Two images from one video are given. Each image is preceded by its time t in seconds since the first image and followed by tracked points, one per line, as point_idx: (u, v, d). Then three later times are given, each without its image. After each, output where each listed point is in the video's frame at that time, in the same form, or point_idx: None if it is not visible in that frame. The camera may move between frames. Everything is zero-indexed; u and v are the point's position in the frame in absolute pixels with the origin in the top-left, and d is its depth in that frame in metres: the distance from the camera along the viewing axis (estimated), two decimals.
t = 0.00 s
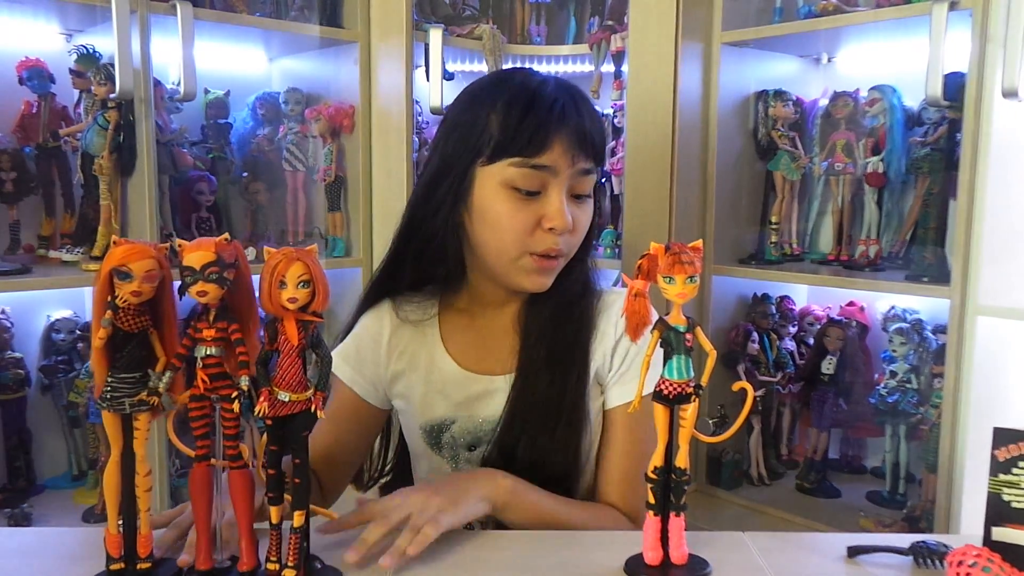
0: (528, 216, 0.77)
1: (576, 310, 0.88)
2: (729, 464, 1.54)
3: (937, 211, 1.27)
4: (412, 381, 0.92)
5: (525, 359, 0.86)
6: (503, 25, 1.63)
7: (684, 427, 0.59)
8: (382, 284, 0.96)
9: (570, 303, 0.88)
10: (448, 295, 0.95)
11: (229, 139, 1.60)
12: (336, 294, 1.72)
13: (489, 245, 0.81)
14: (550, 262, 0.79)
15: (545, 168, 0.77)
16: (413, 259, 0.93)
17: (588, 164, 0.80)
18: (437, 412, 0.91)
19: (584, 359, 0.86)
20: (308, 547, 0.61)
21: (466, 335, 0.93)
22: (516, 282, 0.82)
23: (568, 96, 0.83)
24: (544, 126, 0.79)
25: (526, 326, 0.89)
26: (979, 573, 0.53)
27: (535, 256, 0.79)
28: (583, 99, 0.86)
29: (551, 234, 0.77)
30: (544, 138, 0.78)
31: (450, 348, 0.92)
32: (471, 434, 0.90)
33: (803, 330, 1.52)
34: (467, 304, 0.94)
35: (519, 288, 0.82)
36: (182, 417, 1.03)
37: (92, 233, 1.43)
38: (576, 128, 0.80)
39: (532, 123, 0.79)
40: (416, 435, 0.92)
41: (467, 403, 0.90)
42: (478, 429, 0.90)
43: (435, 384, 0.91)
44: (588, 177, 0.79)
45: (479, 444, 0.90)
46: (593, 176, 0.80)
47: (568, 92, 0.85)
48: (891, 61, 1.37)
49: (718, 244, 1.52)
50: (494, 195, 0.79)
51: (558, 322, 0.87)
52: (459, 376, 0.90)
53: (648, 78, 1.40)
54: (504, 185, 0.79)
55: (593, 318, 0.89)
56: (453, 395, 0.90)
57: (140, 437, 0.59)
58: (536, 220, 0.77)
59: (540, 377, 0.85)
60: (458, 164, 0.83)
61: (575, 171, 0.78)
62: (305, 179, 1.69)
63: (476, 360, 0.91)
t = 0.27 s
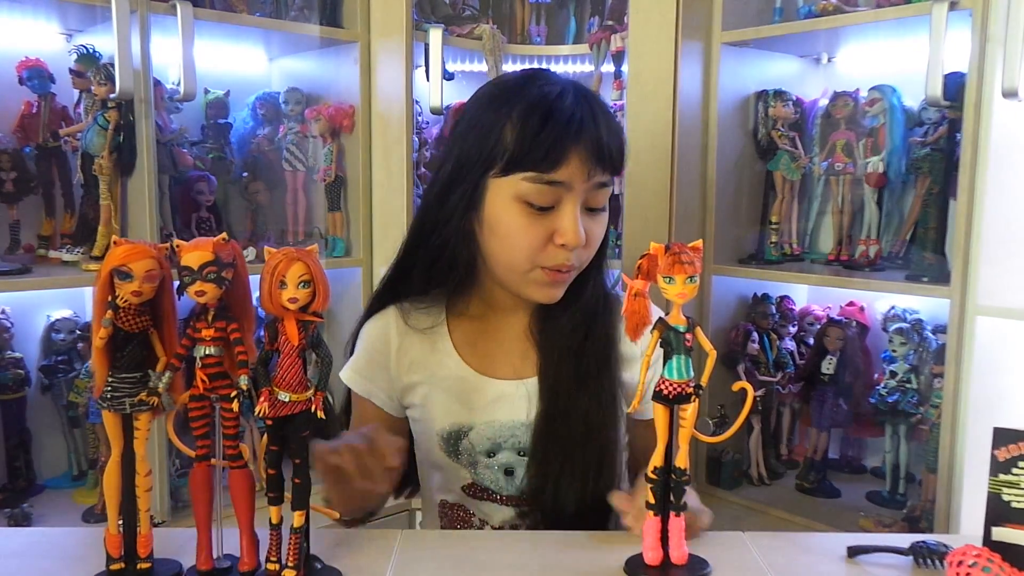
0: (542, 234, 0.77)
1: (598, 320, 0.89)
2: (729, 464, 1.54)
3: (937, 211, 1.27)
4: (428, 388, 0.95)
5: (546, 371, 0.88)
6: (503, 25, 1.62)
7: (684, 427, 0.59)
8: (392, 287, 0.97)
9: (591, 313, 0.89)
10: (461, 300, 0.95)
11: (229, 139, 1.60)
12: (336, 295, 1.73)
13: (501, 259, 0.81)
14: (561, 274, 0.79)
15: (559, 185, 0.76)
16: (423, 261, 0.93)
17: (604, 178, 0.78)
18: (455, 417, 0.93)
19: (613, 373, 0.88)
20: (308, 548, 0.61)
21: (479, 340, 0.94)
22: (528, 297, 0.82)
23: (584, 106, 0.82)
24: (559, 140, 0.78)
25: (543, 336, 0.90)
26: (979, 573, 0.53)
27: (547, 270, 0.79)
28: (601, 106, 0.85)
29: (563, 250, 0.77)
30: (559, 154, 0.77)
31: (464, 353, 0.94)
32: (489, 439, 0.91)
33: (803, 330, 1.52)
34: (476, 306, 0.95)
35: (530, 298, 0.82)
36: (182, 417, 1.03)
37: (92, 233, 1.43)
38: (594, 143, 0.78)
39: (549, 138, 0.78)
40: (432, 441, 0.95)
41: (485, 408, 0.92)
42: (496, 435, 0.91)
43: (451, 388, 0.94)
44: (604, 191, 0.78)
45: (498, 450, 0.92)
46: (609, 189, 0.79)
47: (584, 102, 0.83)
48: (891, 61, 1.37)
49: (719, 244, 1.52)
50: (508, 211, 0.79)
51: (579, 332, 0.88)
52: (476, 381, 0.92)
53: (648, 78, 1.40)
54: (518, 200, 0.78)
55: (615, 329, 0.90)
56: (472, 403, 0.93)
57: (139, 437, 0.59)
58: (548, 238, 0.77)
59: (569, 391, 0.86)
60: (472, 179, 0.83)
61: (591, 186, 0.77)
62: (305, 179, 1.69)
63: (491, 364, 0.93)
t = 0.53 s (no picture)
0: (551, 234, 0.77)
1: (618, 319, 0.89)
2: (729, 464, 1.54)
3: (937, 211, 1.27)
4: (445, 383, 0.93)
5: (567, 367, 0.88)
6: (503, 26, 1.63)
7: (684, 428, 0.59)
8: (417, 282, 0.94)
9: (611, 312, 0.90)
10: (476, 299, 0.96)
11: (229, 139, 1.60)
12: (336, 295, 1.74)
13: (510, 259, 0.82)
14: (570, 275, 0.80)
15: (570, 187, 0.76)
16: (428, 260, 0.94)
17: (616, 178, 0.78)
18: (474, 413, 0.92)
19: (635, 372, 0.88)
20: (308, 548, 0.61)
21: (495, 338, 0.95)
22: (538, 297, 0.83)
23: (596, 107, 0.82)
24: (570, 142, 0.77)
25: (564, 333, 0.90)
26: (979, 573, 0.53)
27: (557, 269, 0.79)
28: (617, 106, 0.84)
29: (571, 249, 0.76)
30: (570, 156, 0.77)
31: (482, 349, 0.94)
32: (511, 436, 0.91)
33: (803, 330, 1.52)
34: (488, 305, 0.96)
35: (541, 298, 0.83)
36: (182, 417, 1.03)
37: (92, 233, 1.43)
38: (605, 143, 0.78)
39: (559, 139, 0.78)
40: (449, 438, 0.93)
41: (506, 405, 0.92)
42: (516, 432, 0.91)
43: (471, 384, 0.93)
44: (616, 194, 0.77)
45: (518, 448, 0.91)
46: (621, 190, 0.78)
47: (596, 103, 0.83)
48: (890, 61, 1.37)
49: (719, 244, 1.52)
50: (518, 212, 0.79)
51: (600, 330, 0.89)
52: (497, 377, 0.92)
53: (648, 78, 1.40)
54: (529, 200, 0.78)
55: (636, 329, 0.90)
56: (493, 400, 0.92)
57: (139, 438, 0.59)
58: (557, 238, 0.77)
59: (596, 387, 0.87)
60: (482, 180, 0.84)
61: (602, 188, 0.76)
62: (305, 179, 1.69)
63: (509, 361, 0.94)
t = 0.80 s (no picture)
0: (542, 205, 0.78)
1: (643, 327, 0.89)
2: (729, 464, 1.54)
3: (937, 211, 1.27)
4: (469, 387, 0.93)
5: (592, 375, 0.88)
6: (503, 26, 1.63)
7: (661, 424, 0.61)
8: (439, 286, 0.94)
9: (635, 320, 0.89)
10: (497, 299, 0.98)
11: (229, 139, 1.60)
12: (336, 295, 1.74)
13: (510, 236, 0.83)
14: (575, 256, 0.79)
15: (555, 157, 0.78)
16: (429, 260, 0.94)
17: (607, 146, 0.79)
18: (496, 419, 0.91)
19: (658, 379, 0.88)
20: (309, 548, 0.61)
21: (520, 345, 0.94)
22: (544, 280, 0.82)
23: (586, 79, 0.84)
24: (553, 111, 0.81)
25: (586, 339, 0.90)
26: (978, 573, 0.53)
27: (558, 251, 0.79)
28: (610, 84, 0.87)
29: (565, 223, 0.76)
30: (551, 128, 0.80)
31: (508, 355, 0.94)
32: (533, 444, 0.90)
33: (803, 330, 1.52)
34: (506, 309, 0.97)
35: (549, 283, 0.82)
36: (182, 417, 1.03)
37: (92, 232, 1.43)
38: (590, 110, 0.80)
39: (541, 109, 0.81)
40: (470, 442, 0.93)
41: (529, 412, 0.91)
42: (538, 440, 0.90)
43: (495, 390, 0.92)
44: (607, 162, 0.78)
45: (538, 456, 0.91)
46: (616, 159, 0.79)
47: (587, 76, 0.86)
48: (889, 61, 1.37)
49: (719, 244, 1.52)
50: (508, 186, 0.82)
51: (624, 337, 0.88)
52: (521, 384, 0.91)
53: (648, 78, 1.40)
54: (518, 177, 0.81)
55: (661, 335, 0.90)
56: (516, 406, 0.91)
57: (139, 437, 0.59)
58: (550, 211, 0.77)
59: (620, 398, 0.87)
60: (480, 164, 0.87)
61: (589, 157, 0.78)
62: (305, 179, 1.69)
63: (530, 366, 0.93)
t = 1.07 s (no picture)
0: (515, 188, 0.80)
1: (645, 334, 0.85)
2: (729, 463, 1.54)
3: (937, 211, 1.27)
4: (469, 395, 0.93)
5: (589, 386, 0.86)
6: (503, 26, 1.63)
7: (647, 410, 0.62)
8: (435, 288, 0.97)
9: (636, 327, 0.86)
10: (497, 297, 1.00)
11: (229, 138, 1.60)
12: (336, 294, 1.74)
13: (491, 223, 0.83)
14: (556, 236, 0.78)
15: (521, 143, 0.82)
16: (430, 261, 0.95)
17: (571, 128, 0.83)
18: (494, 428, 0.91)
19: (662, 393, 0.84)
20: (309, 548, 0.61)
21: (521, 354, 0.93)
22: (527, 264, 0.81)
23: (549, 70, 0.89)
24: (514, 101, 0.86)
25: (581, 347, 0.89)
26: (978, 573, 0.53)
27: (538, 234, 0.78)
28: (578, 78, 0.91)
29: (540, 205, 0.77)
30: (512, 119, 0.85)
31: (509, 365, 0.93)
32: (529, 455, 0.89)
33: (803, 330, 1.52)
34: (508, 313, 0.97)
35: (536, 269, 0.80)
36: (182, 416, 1.03)
37: (92, 232, 1.43)
38: (550, 94, 0.85)
39: (502, 100, 0.86)
40: (467, 448, 0.93)
41: (526, 422, 0.90)
42: (534, 450, 0.90)
43: (492, 398, 0.92)
44: (572, 143, 0.81)
45: (534, 466, 0.90)
46: (582, 138, 0.81)
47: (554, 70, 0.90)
48: (890, 61, 1.37)
49: (719, 244, 1.52)
50: (483, 178, 0.85)
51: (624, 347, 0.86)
52: (519, 395, 0.90)
53: (648, 77, 1.40)
54: (491, 169, 0.84)
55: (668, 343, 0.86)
56: (512, 414, 0.91)
57: (139, 437, 0.59)
58: (522, 194, 0.79)
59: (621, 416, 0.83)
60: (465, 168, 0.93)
61: (552, 140, 0.82)
62: (305, 179, 1.69)
63: (530, 376, 0.92)
